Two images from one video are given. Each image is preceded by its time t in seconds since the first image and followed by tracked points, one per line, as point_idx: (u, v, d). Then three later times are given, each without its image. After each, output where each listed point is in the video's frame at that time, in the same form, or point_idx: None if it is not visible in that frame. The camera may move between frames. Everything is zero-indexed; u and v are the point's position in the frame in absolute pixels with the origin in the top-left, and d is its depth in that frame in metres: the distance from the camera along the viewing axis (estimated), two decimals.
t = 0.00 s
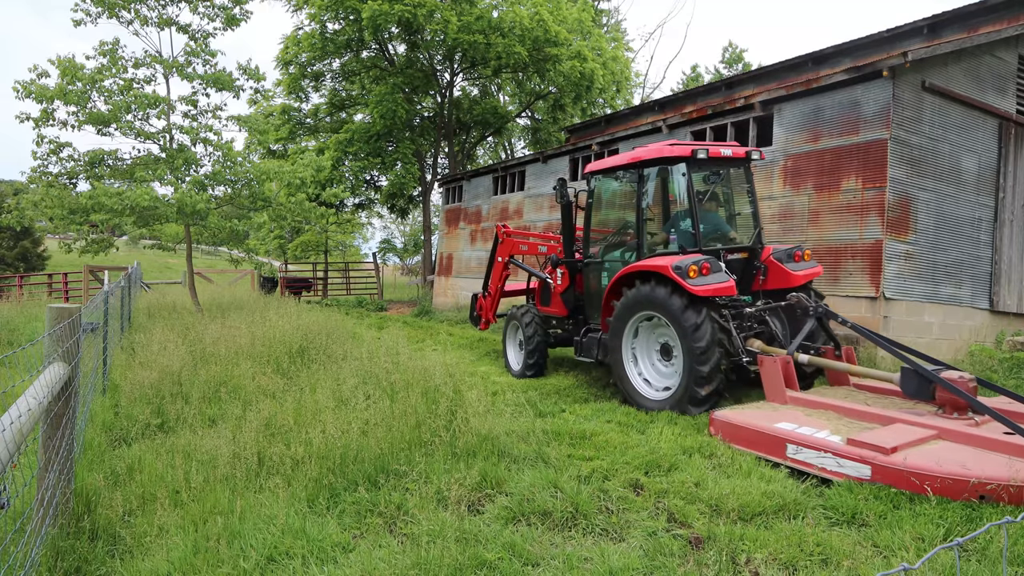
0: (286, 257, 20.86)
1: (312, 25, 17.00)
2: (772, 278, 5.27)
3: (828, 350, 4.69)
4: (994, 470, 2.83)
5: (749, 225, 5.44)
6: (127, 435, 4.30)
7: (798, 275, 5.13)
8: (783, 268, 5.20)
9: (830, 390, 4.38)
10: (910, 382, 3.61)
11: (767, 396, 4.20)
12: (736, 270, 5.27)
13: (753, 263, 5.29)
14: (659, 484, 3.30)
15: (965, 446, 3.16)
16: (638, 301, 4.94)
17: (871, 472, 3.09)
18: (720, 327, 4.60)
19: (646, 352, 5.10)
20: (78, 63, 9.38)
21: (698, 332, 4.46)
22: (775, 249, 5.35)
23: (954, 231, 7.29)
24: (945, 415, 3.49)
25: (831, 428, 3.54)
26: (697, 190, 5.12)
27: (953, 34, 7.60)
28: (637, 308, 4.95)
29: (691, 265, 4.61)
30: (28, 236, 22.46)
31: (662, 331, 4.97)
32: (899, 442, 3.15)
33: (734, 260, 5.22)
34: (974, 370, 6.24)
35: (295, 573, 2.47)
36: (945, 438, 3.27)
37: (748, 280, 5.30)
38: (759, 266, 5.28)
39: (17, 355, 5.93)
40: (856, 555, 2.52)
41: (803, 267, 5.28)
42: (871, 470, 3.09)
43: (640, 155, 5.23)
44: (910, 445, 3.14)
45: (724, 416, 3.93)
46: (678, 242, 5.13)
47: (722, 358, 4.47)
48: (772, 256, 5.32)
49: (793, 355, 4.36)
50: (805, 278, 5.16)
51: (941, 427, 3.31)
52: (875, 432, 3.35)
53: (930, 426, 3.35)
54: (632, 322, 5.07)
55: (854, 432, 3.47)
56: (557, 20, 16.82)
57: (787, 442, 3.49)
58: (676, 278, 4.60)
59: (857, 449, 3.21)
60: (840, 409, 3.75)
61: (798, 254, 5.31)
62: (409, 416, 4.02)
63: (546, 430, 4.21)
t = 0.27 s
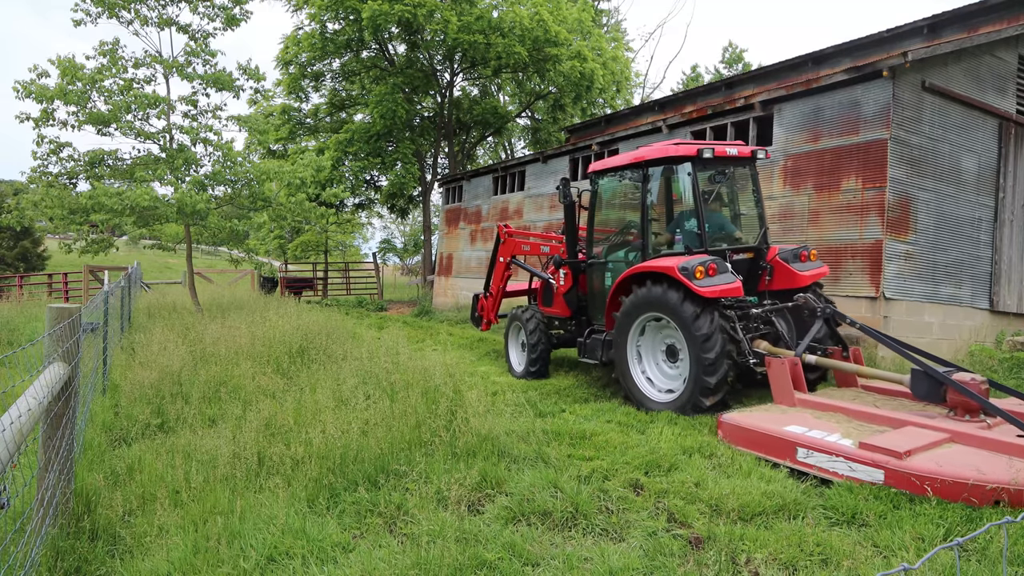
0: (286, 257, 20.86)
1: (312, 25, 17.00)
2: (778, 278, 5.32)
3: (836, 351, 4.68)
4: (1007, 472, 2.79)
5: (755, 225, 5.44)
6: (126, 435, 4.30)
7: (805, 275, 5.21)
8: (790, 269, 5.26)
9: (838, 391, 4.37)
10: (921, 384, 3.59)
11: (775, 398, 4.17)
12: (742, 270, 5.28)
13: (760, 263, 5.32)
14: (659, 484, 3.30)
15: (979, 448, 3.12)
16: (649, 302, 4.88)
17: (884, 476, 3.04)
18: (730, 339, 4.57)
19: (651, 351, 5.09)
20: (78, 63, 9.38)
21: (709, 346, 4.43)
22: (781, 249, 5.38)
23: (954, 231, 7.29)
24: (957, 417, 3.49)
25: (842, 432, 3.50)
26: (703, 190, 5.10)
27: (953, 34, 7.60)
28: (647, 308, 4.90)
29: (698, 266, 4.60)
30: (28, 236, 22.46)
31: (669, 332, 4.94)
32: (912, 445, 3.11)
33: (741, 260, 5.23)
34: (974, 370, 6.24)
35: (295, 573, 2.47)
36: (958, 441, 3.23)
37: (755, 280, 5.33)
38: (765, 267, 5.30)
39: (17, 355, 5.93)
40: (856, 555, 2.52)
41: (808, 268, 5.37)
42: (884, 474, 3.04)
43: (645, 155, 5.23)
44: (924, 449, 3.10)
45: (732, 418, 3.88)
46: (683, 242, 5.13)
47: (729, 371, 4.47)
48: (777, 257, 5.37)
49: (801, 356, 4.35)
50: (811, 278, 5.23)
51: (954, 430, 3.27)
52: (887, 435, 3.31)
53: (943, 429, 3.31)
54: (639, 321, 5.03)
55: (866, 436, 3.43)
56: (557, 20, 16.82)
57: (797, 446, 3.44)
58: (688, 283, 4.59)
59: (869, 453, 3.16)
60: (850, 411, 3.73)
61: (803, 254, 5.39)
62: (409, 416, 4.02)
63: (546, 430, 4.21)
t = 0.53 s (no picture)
0: (286, 257, 20.86)
1: (312, 25, 17.00)
2: (781, 278, 5.33)
3: (840, 352, 4.68)
4: (1013, 475, 2.77)
5: (758, 225, 5.43)
6: (126, 435, 4.30)
7: (808, 275, 5.21)
8: (793, 269, 5.27)
9: (842, 392, 4.37)
10: (926, 386, 3.60)
11: (780, 400, 4.17)
12: (745, 271, 5.28)
13: (762, 264, 5.32)
14: (659, 484, 3.30)
15: (986, 450, 3.12)
16: (655, 302, 4.86)
17: (891, 479, 3.02)
18: (734, 345, 4.56)
19: (654, 351, 5.08)
20: (78, 63, 9.38)
21: (715, 354, 4.41)
22: (784, 249, 5.38)
23: (954, 231, 7.29)
24: (962, 418, 3.48)
25: (847, 434, 3.49)
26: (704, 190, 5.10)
27: (953, 34, 7.60)
28: (652, 309, 4.87)
29: (701, 267, 4.60)
30: (28, 236, 22.45)
31: (673, 334, 4.92)
32: (918, 448, 3.10)
33: (744, 260, 5.23)
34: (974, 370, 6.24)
35: (295, 573, 2.47)
36: (964, 443, 3.23)
37: (757, 281, 5.34)
38: (768, 267, 5.30)
39: (17, 355, 5.92)
40: (856, 555, 2.52)
41: (811, 267, 5.36)
42: (890, 477, 3.03)
43: (646, 155, 5.23)
44: (930, 451, 3.08)
45: (736, 420, 3.87)
46: (685, 243, 5.13)
47: (733, 378, 4.47)
48: (780, 257, 5.36)
49: (805, 357, 4.35)
50: (814, 278, 5.25)
51: (961, 432, 3.26)
52: (893, 438, 3.30)
53: (949, 431, 3.30)
54: (643, 321, 5.01)
55: (871, 438, 3.42)
56: (557, 20, 16.82)
57: (803, 448, 3.43)
58: (694, 286, 4.57)
59: (875, 455, 3.15)
60: (855, 413, 3.73)
61: (806, 254, 5.40)
62: (409, 416, 4.02)
63: (546, 430, 4.21)
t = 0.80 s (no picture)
0: (286, 257, 20.85)
1: (312, 25, 17.00)
2: (781, 278, 5.32)
3: (840, 352, 4.68)
4: (1014, 475, 2.77)
5: (758, 225, 5.44)
6: (126, 435, 4.30)
7: (808, 275, 5.21)
8: (793, 269, 5.27)
9: (842, 392, 4.38)
10: (927, 386, 3.60)
11: (780, 400, 4.17)
12: (745, 271, 5.28)
13: (762, 264, 5.32)
14: (659, 484, 3.30)
15: (987, 451, 3.12)
16: (655, 302, 4.85)
17: (892, 480, 3.02)
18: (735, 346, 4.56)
19: (654, 351, 5.08)
20: (78, 63, 9.38)
21: (715, 355, 4.41)
22: (785, 250, 5.38)
23: (954, 231, 7.29)
24: (963, 418, 3.48)
25: (848, 435, 3.49)
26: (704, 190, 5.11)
27: (953, 34, 7.60)
28: (652, 309, 4.87)
29: (701, 267, 4.60)
30: (28, 236, 22.43)
31: (674, 334, 4.92)
32: (919, 448, 3.09)
33: (744, 260, 5.24)
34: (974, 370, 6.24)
35: (295, 573, 2.47)
36: (965, 443, 3.23)
37: (757, 281, 5.35)
38: (768, 267, 5.30)
39: (17, 355, 5.93)
40: (856, 555, 2.52)
41: (811, 268, 5.36)
42: (891, 477, 3.03)
43: (647, 155, 5.23)
44: (931, 452, 3.08)
45: (737, 421, 3.87)
46: (686, 244, 5.14)
47: (733, 378, 4.47)
48: (781, 257, 5.36)
49: (805, 357, 4.35)
50: (815, 278, 5.25)
51: (962, 432, 3.26)
52: (893, 438, 3.30)
53: (950, 431, 3.30)
54: (644, 321, 5.00)
55: (872, 438, 3.42)
56: (557, 19, 16.81)
57: (804, 448, 3.43)
58: (694, 286, 4.57)
59: (876, 456, 3.15)
60: (856, 413, 3.74)
61: (806, 254, 5.39)
62: (409, 416, 4.02)
63: (546, 430, 4.21)
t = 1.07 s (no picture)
0: (286, 257, 20.85)
1: (312, 25, 17.01)
2: (781, 278, 5.32)
3: (839, 351, 4.68)
4: (1012, 474, 2.78)
5: (757, 225, 5.44)
6: (126, 435, 4.30)
7: (807, 275, 5.21)
8: (792, 269, 5.27)
9: (842, 392, 4.38)
10: (926, 386, 3.60)
11: (779, 400, 4.17)
12: (745, 271, 5.28)
13: (762, 264, 5.32)
14: (659, 484, 3.30)
15: (986, 450, 3.12)
16: (654, 302, 4.86)
17: (890, 479, 3.03)
18: (734, 345, 4.56)
19: (653, 351, 5.08)
20: (78, 63, 9.38)
21: (714, 354, 4.42)
22: (784, 250, 5.38)
23: (954, 231, 7.29)
24: (962, 418, 3.48)
25: (847, 434, 3.49)
26: (704, 190, 5.11)
27: (953, 34, 7.61)
28: (652, 309, 4.87)
29: (701, 267, 4.60)
30: (28, 236, 22.44)
31: (673, 333, 4.92)
32: (917, 447, 3.10)
33: (744, 260, 5.24)
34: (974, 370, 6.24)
35: (295, 573, 2.47)
36: (964, 443, 3.23)
37: (757, 281, 5.34)
38: (768, 267, 5.30)
39: (17, 355, 5.93)
40: (856, 555, 2.52)
41: (811, 267, 5.36)
42: (890, 476, 3.03)
43: (647, 155, 5.23)
44: (929, 451, 3.09)
45: (736, 421, 3.86)
46: (686, 244, 5.13)
47: (732, 377, 4.47)
48: (780, 257, 5.36)
49: (804, 357, 4.35)
50: (814, 278, 5.25)
51: (960, 432, 3.26)
52: (892, 438, 3.30)
53: (948, 431, 3.31)
54: (643, 321, 5.00)
55: (871, 438, 3.42)
56: (557, 20, 16.81)
57: (803, 448, 3.43)
58: (694, 286, 4.57)
59: (876, 456, 3.15)
60: (855, 413, 3.74)
61: (806, 254, 5.39)
62: (409, 416, 4.02)
63: (546, 430, 4.21)
